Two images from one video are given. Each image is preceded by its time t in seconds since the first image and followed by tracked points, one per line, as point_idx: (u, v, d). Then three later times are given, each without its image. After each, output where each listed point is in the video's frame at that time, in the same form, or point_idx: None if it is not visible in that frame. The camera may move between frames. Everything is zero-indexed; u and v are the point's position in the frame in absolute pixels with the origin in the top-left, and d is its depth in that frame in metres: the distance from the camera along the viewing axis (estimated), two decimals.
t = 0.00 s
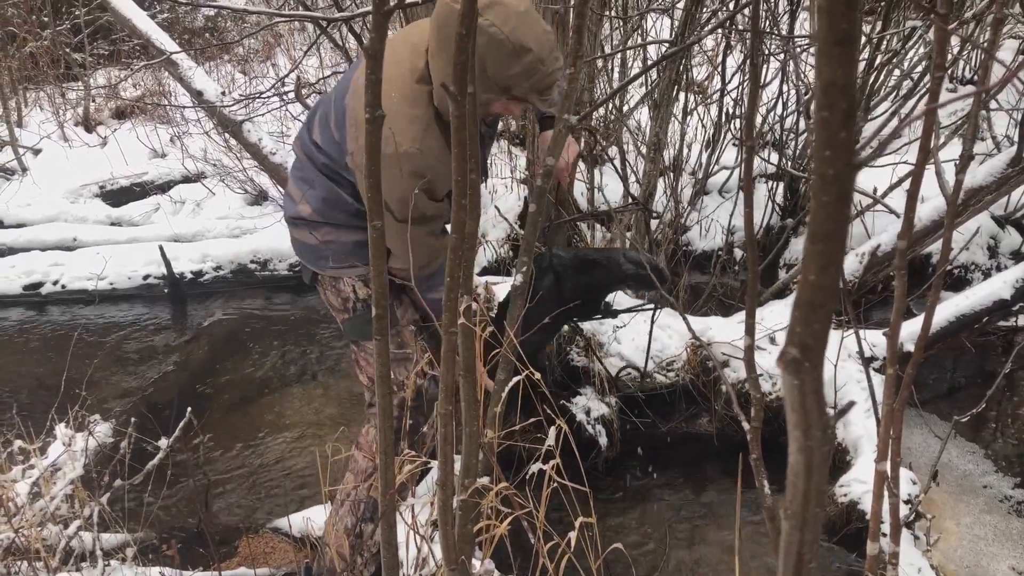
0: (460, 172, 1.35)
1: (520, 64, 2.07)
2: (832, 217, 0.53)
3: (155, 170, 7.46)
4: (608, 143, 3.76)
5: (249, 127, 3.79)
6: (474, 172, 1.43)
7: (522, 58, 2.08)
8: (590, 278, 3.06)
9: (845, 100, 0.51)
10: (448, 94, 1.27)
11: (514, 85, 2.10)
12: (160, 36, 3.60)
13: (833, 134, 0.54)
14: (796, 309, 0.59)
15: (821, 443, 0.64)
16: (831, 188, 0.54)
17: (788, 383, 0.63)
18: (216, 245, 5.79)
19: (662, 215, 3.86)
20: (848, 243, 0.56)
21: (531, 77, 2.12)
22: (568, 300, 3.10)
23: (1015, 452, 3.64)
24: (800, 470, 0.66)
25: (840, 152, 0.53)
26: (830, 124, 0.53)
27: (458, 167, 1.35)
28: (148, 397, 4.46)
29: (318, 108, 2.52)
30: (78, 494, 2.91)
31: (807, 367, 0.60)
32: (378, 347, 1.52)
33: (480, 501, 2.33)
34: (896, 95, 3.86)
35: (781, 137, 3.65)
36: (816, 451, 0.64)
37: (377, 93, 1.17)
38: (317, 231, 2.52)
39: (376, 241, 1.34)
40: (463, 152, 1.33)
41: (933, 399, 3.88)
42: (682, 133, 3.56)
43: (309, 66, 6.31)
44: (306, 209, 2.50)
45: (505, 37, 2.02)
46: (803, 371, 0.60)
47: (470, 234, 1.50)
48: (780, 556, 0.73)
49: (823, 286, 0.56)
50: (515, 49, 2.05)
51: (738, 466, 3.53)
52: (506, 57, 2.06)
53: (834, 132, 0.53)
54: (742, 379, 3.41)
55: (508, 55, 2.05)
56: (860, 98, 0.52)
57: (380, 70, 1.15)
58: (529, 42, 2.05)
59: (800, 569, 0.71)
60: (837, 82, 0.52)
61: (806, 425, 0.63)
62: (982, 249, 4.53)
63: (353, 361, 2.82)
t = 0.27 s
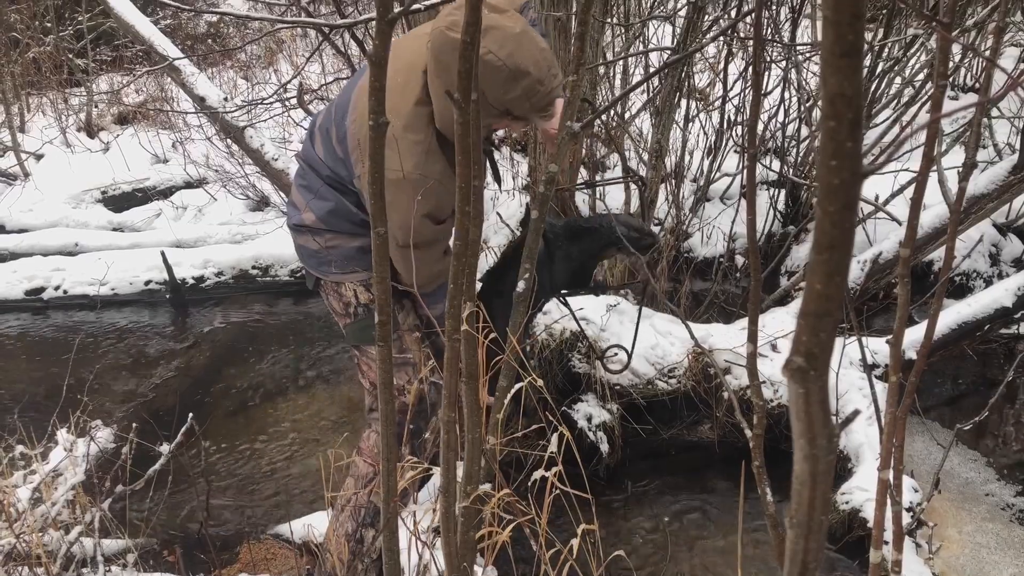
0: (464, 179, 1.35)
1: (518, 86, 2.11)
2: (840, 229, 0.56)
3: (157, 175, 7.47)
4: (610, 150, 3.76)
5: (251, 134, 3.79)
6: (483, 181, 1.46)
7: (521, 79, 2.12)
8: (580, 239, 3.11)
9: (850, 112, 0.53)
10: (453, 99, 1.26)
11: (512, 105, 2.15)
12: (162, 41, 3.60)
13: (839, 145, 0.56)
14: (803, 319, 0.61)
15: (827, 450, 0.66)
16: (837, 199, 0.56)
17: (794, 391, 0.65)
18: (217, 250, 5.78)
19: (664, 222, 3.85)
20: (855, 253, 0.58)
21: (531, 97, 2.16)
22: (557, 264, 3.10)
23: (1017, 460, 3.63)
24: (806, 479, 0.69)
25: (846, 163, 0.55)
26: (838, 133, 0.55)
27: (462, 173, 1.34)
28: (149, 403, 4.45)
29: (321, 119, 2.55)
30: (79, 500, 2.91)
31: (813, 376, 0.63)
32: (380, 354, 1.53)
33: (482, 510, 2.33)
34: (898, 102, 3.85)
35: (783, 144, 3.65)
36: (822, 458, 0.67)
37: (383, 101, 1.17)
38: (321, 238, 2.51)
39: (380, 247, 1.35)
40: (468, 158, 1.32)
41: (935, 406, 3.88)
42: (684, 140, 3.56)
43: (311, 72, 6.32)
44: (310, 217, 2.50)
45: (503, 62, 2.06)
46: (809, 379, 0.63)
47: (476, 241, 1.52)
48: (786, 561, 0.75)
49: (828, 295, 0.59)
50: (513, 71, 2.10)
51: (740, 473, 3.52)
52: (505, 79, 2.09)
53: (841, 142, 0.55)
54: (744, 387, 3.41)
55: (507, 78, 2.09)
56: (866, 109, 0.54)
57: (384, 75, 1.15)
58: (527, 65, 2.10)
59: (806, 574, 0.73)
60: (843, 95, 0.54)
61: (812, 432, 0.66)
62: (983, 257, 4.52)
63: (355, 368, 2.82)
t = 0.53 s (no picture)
0: (465, 189, 1.35)
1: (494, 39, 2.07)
2: (839, 244, 0.57)
3: (159, 184, 7.49)
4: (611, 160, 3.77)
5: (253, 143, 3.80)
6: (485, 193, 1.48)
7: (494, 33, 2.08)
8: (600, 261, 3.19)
9: (850, 130, 0.53)
10: (454, 112, 1.26)
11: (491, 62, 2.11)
12: (165, 50, 3.60)
13: (838, 160, 0.57)
14: (803, 335, 0.63)
15: (827, 464, 0.68)
16: (837, 214, 0.57)
17: (794, 405, 0.67)
18: (219, 259, 5.78)
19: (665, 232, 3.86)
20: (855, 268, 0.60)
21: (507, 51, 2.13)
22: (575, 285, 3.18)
23: (1019, 470, 3.62)
24: (806, 494, 0.71)
25: (847, 178, 0.56)
26: (838, 149, 0.56)
27: (463, 183, 1.34)
28: (150, 411, 4.46)
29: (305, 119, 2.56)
30: (79, 508, 2.91)
31: (814, 391, 0.65)
32: (381, 364, 1.53)
33: (483, 521, 2.32)
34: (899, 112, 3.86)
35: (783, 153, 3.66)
36: (822, 473, 0.69)
37: (383, 112, 1.17)
38: (313, 241, 2.53)
39: (379, 257, 1.34)
40: (470, 168, 1.32)
41: (936, 416, 3.87)
42: (684, 149, 3.57)
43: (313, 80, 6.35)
44: (301, 220, 2.52)
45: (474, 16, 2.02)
46: (810, 395, 0.65)
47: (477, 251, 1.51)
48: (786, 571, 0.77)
49: (828, 310, 0.60)
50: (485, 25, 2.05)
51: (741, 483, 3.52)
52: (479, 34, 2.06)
53: (841, 158, 0.56)
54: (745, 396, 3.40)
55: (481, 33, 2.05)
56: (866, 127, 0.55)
57: (387, 87, 1.15)
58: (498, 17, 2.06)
59: None
60: (844, 109, 0.55)
61: (812, 447, 0.67)
62: (984, 266, 4.52)
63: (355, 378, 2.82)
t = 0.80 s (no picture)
0: (468, 202, 1.35)
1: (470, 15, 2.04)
2: (841, 265, 0.60)
3: (163, 195, 7.50)
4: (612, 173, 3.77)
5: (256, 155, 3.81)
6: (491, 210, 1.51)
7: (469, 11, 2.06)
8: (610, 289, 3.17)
9: (852, 156, 0.56)
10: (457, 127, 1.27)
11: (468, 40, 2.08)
12: (168, 62, 3.61)
13: (840, 184, 0.59)
14: (806, 355, 0.66)
15: (830, 486, 0.71)
16: (838, 237, 0.60)
17: (797, 425, 0.70)
18: (223, 269, 5.72)
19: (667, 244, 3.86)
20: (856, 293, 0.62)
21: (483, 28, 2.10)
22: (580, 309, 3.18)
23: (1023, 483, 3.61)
24: (809, 515, 0.73)
25: (848, 202, 0.59)
26: (839, 174, 0.59)
27: (466, 196, 1.34)
28: (153, 423, 4.46)
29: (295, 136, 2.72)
30: (81, 521, 2.91)
31: (815, 413, 0.68)
32: (383, 376, 1.54)
33: (485, 535, 2.31)
34: (901, 124, 3.86)
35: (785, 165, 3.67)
36: (825, 493, 0.71)
37: (386, 128, 1.18)
38: (308, 251, 2.68)
39: (386, 269, 1.37)
40: (473, 181, 1.32)
41: (939, 428, 3.87)
42: (686, 161, 3.57)
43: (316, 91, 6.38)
44: (295, 230, 2.67)
45: None
46: (812, 415, 0.68)
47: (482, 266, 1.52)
48: None
49: (829, 331, 0.63)
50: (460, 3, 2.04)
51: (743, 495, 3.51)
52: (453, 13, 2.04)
53: (842, 182, 0.59)
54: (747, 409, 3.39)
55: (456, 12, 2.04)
56: (866, 153, 0.57)
57: (391, 101, 1.15)
58: None
59: None
60: (845, 134, 0.57)
61: (815, 467, 0.70)
62: (987, 278, 4.51)
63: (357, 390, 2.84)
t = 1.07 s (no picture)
0: (474, 219, 1.35)
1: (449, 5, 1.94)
2: (848, 284, 0.49)
3: (167, 206, 7.52)
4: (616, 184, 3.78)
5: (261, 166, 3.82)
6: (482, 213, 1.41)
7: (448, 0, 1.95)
8: (620, 288, 3.14)
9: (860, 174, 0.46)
10: (463, 143, 1.26)
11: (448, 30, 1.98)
12: (173, 73, 3.62)
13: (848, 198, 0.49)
14: (812, 373, 0.55)
15: (840, 507, 0.59)
16: (847, 253, 0.49)
17: (804, 447, 0.58)
18: (226, 280, 5.72)
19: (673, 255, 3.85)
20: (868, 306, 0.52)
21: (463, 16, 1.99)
22: (590, 310, 3.15)
23: None
24: (817, 533, 0.62)
25: (858, 211, 0.49)
26: (849, 191, 0.48)
27: (473, 212, 1.35)
28: (156, 434, 4.47)
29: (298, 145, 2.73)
30: (85, 533, 2.92)
31: (825, 433, 0.56)
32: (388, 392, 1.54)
33: (490, 550, 2.31)
34: (906, 135, 3.86)
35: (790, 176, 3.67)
36: (835, 519, 0.60)
37: (389, 142, 1.18)
38: (309, 261, 2.69)
39: (389, 283, 1.35)
40: (479, 198, 1.32)
41: (944, 440, 3.85)
42: (691, 172, 3.57)
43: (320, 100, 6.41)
44: (297, 239, 2.68)
45: None
46: (821, 437, 0.56)
47: (486, 278, 1.52)
48: None
49: (839, 351, 0.52)
50: None
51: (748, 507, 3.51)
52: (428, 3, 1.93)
53: (852, 200, 0.48)
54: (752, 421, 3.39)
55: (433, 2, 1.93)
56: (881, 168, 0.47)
57: (395, 115, 1.15)
58: None
59: None
60: (851, 151, 0.47)
61: (825, 490, 0.58)
62: (992, 289, 4.49)
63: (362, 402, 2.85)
